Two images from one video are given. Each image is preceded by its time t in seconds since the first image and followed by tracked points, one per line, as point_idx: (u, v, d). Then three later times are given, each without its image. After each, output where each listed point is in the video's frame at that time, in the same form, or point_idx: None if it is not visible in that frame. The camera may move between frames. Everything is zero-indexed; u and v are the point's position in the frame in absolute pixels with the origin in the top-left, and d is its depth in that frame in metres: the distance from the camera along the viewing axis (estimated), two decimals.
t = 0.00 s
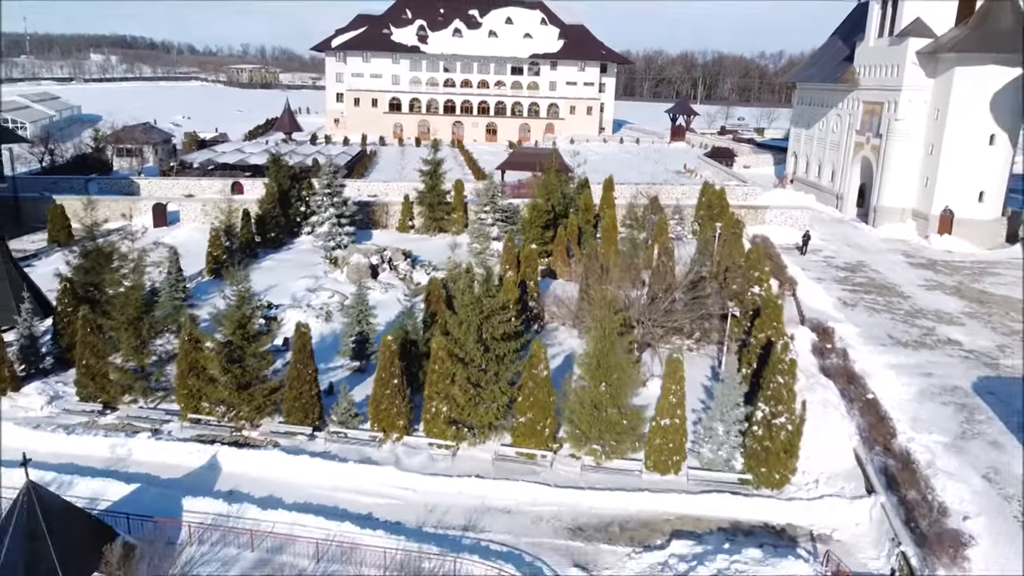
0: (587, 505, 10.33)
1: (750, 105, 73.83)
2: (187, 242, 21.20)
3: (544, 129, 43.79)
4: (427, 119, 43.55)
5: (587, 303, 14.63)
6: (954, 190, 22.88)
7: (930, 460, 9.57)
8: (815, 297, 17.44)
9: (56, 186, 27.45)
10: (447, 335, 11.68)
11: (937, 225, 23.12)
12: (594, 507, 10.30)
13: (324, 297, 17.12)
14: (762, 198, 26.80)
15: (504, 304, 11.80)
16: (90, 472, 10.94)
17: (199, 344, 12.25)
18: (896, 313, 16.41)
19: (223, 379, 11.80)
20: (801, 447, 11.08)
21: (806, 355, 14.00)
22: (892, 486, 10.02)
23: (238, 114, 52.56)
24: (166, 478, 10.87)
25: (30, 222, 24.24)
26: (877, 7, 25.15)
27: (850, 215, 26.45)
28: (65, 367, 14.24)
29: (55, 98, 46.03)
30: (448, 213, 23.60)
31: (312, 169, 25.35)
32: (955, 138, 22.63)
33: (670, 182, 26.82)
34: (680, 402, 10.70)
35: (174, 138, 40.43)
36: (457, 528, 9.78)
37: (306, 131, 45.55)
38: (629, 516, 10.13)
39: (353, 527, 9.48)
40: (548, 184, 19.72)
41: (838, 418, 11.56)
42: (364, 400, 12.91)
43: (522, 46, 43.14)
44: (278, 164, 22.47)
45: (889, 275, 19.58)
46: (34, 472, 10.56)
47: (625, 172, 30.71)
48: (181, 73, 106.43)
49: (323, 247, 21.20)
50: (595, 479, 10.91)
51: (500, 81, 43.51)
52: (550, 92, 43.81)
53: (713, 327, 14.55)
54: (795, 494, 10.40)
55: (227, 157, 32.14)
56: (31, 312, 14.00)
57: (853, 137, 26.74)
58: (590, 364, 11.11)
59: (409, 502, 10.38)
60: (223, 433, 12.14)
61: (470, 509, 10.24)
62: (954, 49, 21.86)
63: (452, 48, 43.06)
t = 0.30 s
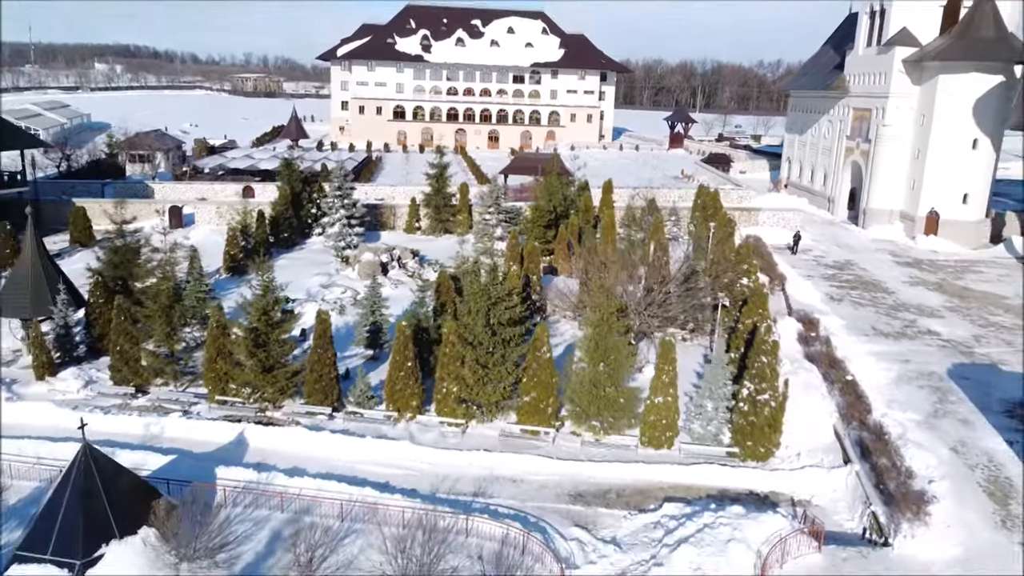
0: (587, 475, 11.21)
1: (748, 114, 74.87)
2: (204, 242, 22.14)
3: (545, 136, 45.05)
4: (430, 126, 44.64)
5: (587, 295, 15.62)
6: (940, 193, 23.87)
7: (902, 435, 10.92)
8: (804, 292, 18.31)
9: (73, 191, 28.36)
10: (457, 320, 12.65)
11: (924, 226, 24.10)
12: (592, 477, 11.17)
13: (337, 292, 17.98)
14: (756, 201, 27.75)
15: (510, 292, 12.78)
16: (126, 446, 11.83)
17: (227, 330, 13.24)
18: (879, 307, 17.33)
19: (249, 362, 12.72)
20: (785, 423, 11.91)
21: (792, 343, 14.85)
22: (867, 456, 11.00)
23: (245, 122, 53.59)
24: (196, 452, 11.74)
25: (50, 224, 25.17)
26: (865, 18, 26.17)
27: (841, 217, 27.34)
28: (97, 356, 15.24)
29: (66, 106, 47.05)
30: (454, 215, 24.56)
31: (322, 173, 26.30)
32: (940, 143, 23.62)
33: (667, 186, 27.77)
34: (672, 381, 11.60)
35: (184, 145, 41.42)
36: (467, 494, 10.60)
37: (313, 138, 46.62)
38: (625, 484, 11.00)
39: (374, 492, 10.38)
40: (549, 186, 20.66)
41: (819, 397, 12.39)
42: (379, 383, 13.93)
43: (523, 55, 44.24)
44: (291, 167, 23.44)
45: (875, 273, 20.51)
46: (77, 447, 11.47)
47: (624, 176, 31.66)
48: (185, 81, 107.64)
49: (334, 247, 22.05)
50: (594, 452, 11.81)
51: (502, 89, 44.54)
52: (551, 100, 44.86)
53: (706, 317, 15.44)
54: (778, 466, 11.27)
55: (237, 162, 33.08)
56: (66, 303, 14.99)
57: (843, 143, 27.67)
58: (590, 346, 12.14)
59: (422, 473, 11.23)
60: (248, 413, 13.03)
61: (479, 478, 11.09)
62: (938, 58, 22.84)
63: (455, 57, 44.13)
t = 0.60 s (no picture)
0: (587, 461, 12.03)
1: (745, 131, 76.13)
2: (221, 252, 23.05)
3: (546, 152, 45.95)
4: (433, 142, 45.65)
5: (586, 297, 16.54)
6: (927, 204, 24.78)
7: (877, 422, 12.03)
8: (794, 297, 19.16)
9: (89, 204, 29.29)
10: (465, 318, 13.56)
11: (912, 236, 25.03)
12: (593, 463, 11.98)
13: (349, 297, 18.83)
14: (751, 214, 28.67)
15: (515, 293, 13.72)
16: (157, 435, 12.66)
17: (249, 329, 14.09)
18: (865, 311, 18.20)
19: (272, 358, 13.62)
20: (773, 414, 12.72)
21: (780, 343, 15.66)
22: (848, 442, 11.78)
23: (252, 138, 54.71)
24: (222, 441, 12.56)
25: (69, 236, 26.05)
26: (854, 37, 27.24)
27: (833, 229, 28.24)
28: (124, 355, 16.18)
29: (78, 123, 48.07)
30: (459, 226, 25.52)
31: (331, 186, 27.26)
32: (926, 156, 24.60)
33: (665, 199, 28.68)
34: (667, 373, 12.45)
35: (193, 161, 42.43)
36: (476, 477, 11.40)
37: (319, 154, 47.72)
38: (623, 469, 11.80)
39: (390, 474, 11.23)
40: (551, 198, 21.63)
41: (805, 389, 13.21)
42: (392, 380, 14.78)
43: (525, 73, 45.43)
44: (302, 180, 24.40)
45: (864, 280, 21.41)
46: (113, 435, 12.31)
47: (623, 190, 32.59)
48: (189, 99, 109.03)
49: (344, 257, 22.93)
50: (594, 440, 12.65)
51: (504, 106, 45.66)
52: (552, 117, 45.97)
53: (700, 319, 16.34)
54: (765, 452, 12.07)
55: (247, 177, 34.06)
56: (97, 305, 15.88)
57: (834, 157, 28.60)
58: (591, 342, 13.08)
59: (433, 459, 12.05)
60: (270, 407, 13.89)
61: (488, 464, 11.90)
62: (924, 75, 23.86)
63: (458, 75, 45.28)
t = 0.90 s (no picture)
0: (587, 451, 12.83)
1: (742, 147, 77.35)
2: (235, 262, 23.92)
3: (546, 168, 47.21)
4: (437, 159, 46.70)
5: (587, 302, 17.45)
6: (915, 216, 25.70)
7: (859, 414, 12.83)
8: (786, 303, 19.99)
9: (105, 219, 30.20)
10: (472, 320, 14.41)
11: (900, 247, 25.95)
12: (592, 453, 12.77)
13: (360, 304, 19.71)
14: (745, 226, 29.58)
15: (518, 296, 14.59)
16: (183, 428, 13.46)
17: (269, 331, 14.93)
18: (853, 317, 19.05)
19: (290, 358, 14.46)
20: (761, 408, 13.54)
21: (771, 345, 16.48)
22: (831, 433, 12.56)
23: (258, 155, 55.83)
24: (244, 434, 13.38)
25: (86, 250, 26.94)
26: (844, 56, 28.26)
27: (826, 240, 29.14)
28: (148, 358, 17.05)
29: (89, 142, 49.12)
30: (463, 238, 26.44)
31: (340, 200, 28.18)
32: (913, 169, 25.55)
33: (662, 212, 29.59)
34: (662, 370, 13.27)
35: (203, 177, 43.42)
36: (484, 465, 12.20)
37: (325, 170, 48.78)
38: (622, 458, 12.58)
39: (404, 462, 12.07)
40: (552, 210, 22.54)
41: (791, 386, 14.03)
42: (403, 380, 15.61)
43: (526, 92, 46.58)
44: (313, 194, 25.31)
45: (854, 289, 22.25)
46: (142, 428, 13.14)
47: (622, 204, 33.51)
48: (194, 118, 110.40)
49: (353, 267, 23.80)
50: (593, 433, 13.46)
51: (506, 124, 46.73)
52: (552, 134, 47.05)
53: (694, 322, 17.21)
54: (754, 444, 12.87)
55: (256, 191, 34.97)
56: (123, 310, 16.78)
57: (826, 171, 29.53)
58: (590, 341, 14.01)
59: (443, 449, 12.85)
60: (288, 404, 14.71)
61: (494, 454, 12.68)
62: (910, 92, 24.83)
63: (460, 93, 46.38)
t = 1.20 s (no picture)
0: (586, 444, 13.61)
1: (739, 163, 78.50)
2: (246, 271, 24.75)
3: (546, 182, 48.19)
4: (439, 173, 47.69)
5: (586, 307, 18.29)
6: (903, 227, 26.59)
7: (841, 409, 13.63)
8: (777, 309, 20.82)
9: (118, 230, 31.07)
10: (477, 322, 15.26)
11: (890, 257, 26.82)
12: (591, 446, 13.55)
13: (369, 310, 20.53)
14: (740, 237, 30.47)
15: (520, 299, 15.44)
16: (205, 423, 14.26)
17: (285, 332, 15.78)
18: (841, 322, 19.87)
19: (305, 357, 15.28)
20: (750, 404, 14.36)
21: (761, 346, 17.29)
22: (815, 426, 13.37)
23: (264, 169, 56.88)
24: (262, 427, 14.17)
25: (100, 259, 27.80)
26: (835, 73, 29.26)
27: (818, 251, 30.01)
28: (167, 359, 17.89)
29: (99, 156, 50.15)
30: (467, 248, 27.30)
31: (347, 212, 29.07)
32: (901, 182, 26.48)
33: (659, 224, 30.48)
34: (656, 368, 14.11)
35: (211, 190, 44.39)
36: (488, 455, 12.98)
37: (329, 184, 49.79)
38: (619, 450, 13.36)
39: (414, 451, 12.89)
40: (553, 221, 23.42)
41: (779, 384, 14.86)
42: (411, 379, 16.42)
43: (527, 108, 47.65)
44: (321, 206, 26.20)
45: (843, 296, 23.09)
46: (167, 422, 13.95)
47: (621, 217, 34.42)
48: (198, 133, 111.68)
49: (360, 276, 24.63)
50: (592, 427, 14.26)
51: (507, 139, 47.75)
52: (552, 149, 48.06)
53: (688, 325, 18.05)
54: (743, 436, 13.68)
55: (264, 204, 35.90)
56: (144, 314, 17.65)
57: (818, 184, 30.44)
58: (588, 341, 14.90)
59: (450, 441, 13.63)
60: (302, 402, 15.50)
61: (499, 446, 13.46)
62: (897, 108, 25.79)
63: (463, 109, 47.42)
